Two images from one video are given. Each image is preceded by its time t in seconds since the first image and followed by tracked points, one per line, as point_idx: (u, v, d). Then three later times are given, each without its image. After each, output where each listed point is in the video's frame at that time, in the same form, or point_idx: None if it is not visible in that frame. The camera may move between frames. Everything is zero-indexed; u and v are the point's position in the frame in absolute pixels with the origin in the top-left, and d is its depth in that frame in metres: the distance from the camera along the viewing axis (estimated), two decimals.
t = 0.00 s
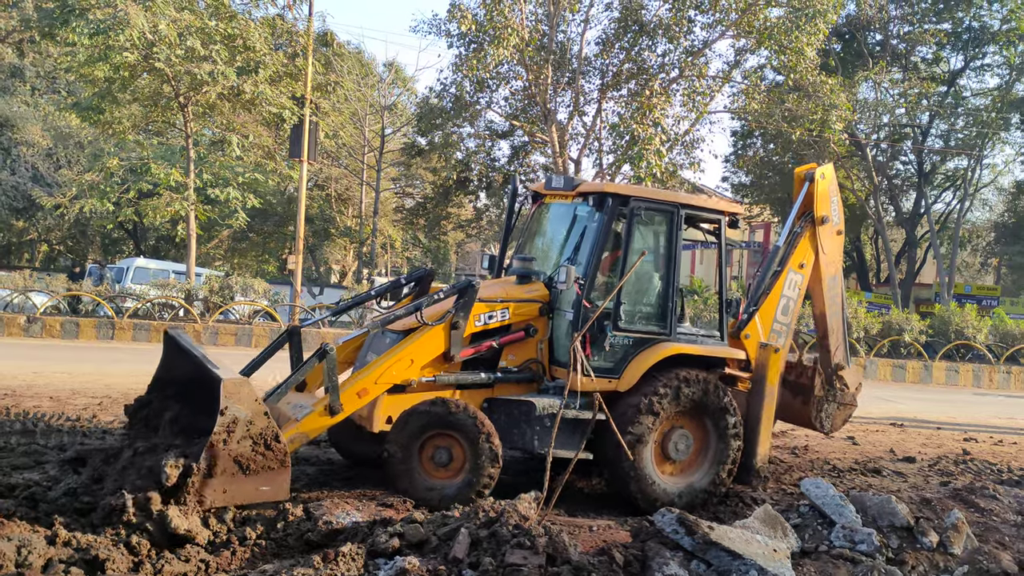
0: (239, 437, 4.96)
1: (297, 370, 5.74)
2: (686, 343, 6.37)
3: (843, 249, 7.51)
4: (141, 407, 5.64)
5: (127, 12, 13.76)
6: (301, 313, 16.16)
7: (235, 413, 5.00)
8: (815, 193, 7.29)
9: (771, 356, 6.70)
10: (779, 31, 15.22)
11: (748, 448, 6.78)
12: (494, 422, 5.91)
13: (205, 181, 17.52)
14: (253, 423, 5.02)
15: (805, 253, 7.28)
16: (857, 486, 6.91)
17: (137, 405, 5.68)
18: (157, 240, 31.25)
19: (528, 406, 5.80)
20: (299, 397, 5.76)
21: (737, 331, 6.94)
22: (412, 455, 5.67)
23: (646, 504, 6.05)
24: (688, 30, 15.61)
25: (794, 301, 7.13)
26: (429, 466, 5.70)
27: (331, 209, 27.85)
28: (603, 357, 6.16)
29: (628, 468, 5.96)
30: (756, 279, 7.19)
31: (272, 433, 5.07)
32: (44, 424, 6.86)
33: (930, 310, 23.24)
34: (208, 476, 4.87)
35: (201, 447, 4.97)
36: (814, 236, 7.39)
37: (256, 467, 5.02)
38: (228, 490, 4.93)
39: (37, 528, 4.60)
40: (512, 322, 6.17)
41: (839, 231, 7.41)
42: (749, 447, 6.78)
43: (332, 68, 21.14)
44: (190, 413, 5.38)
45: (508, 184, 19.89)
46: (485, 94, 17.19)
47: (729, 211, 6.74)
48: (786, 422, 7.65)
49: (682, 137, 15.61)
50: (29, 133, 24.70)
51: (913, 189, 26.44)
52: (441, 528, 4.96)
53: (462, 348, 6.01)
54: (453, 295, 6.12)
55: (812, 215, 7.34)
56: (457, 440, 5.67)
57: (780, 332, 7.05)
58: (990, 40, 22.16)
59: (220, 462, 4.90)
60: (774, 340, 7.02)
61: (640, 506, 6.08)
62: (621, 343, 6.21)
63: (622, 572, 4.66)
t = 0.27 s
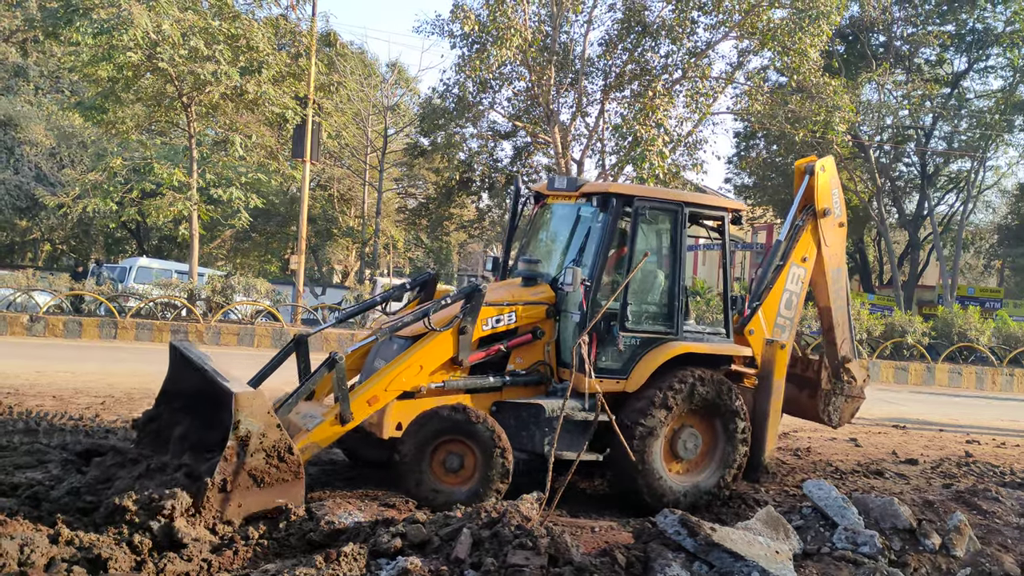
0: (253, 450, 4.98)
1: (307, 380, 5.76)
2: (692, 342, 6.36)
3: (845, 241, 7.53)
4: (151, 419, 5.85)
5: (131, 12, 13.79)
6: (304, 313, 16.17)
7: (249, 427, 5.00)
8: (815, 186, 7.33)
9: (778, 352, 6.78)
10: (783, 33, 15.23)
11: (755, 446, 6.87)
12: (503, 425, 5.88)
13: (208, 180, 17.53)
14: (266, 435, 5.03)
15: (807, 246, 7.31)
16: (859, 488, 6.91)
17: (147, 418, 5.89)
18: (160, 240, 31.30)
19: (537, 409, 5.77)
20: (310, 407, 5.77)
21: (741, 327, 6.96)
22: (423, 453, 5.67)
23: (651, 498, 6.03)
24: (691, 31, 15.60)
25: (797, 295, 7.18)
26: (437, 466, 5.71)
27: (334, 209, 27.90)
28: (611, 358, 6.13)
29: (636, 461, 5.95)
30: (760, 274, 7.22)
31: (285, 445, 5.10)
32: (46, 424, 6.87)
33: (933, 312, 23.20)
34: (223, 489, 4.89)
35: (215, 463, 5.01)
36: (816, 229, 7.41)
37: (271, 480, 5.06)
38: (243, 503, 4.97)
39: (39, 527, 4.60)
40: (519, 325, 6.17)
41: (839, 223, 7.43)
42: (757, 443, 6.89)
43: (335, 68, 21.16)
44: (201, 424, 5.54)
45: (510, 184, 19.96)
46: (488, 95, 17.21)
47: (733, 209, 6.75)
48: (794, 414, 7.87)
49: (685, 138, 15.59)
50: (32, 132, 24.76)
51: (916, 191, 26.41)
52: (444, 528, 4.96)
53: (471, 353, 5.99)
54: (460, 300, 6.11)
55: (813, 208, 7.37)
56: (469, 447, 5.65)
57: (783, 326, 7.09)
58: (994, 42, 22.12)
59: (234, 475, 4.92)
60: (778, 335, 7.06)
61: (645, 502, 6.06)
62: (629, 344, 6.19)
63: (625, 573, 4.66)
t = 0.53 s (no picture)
0: (264, 442, 5.00)
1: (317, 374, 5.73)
2: (700, 347, 6.39)
3: (854, 251, 7.60)
4: (160, 410, 5.94)
5: (134, 12, 13.80)
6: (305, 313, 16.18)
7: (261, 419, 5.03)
8: (828, 195, 7.37)
9: (786, 358, 6.75)
10: (785, 34, 15.25)
11: (762, 451, 6.83)
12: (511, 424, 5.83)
13: (210, 181, 17.55)
14: (278, 427, 5.06)
15: (817, 254, 7.34)
16: (861, 490, 6.90)
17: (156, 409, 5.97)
18: (162, 240, 31.34)
19: (546, 410, 5.72)
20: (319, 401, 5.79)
21: (751, 332, 6.93)
22: (435, 449, 5.63)
23: (657, 496, 5.99)
24: (693, 32, 15.60)
25: (806, 302, 7.21)
26: (446, 465, 5.67)
27: (336, 210, 27.94)
28: (621, 361, 6.15)
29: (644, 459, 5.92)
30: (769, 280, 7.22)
31: (297, 438, 5.12)
32: (48, 423, 6.87)
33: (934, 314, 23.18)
34: (233, 480, 4.93)
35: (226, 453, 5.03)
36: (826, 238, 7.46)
37: (281, 471, 5.10)
38: (253, 495, 5.00)
39: (41, 527, 4.60)
40: (530, 326, 6.18)
41: (850, 232, 7.49)
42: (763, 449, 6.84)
43: (337, 69, 21.18)
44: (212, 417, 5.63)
45: (512, 185, 19.96)
46: (490, 96, 17.21)
47: (746, 215, 6.68)
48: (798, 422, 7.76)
49: (686, 139, 15.59)
50: (35, 132, 24.79)
51: (918, 193, 26.39)
52: (444, 529, 4.96)
53: (481, 351, 6.02)
54: (471, 299, 6.11)
55: (824, 217, 7.42)
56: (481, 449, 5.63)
57: (791, 333, 7.12)
58: (997, 44, 22.10)
59: (244, 466, 4.96)
60: (786, 341, 7.08)
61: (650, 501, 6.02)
62: (638, 347, 6.22)
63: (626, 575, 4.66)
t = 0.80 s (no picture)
0: (278, 445, 5.00)
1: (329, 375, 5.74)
2: (709, 346, 6.36)
3: (858, 249, 7.56)
4: (168, 412, 6.09)
5: (133, 12, 13.80)
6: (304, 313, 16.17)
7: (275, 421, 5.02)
8: (832, 193, 7.35)
9: (792, 357, 6.85)
10: (785, 35, 15.24)
11: (769, 449, 6.90)
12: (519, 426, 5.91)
13: (209, 180, 17.53)
14: (291, 430, 5.05)
15: (821, 253, 7.33)
16: (859, 491, 6.90)
17: (163, 410, 6.11)
18: (161, 239, 31.32)
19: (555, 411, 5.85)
20: (330, 401, 5.78)
21: (756, 330, 6.95)
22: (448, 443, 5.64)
23: (663, 491, 6.00)
24: (693, 33, 15.61)
25: (811, 301, 7.19)
26: (456, 461, 5.68)
27: (335, 210, 27.94)
28: (630, 361, 6.12)
29: (652, 452, 5.94)
30: (774, 279, 7.21)
31: (310, 440, 5.13)
32: (47, 422, 6.87)
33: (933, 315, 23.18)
34: (248, 483, 4.93)
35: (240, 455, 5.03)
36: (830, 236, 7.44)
37: (295, 474, 5.10)
38: (267, 497, 5.01)
39: (40, 526, 4.60)
40: (538, 326, 6.18)
41: (854, 231, 7.46)
42: (770, 449, 6.90)
43: (337, 69, 21.18)
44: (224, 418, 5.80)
45: (511, 185, 20.06)
46: (490, 96, 17.20)
47: (751, 215, 6.72)
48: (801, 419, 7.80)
49: (686, 140, 15.59)
50: (34, 132, 24.80)
51: (917, 194, 26.41)
52: (443, 529, 4.96)
53: (491, 352, 6.00)
54: (481, 299, 6.10)
55: (828, 215, 7.39)
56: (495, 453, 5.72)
57: (796, 332, 7.10)
58: (996, 45, 22.10)
59: (259, 469, 4.96)
60: (791, 340, 7.06)
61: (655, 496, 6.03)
62: (647, 346, 6.19)
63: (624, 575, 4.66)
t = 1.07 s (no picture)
0: (292, 447, 5.01)
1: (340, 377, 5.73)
2: (715, 346, 6.40)
3: (859, 249, 7.63)
4: (177, 414, 6.33)
5: (131, 11, 13.78)
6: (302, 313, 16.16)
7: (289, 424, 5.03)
8: (834, 192, 7.44)
9: (797, 357, 6.92)
10: (782, 35, 15.24)
11: (774, 449, 7.05)
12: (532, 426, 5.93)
13: (207, 180, 17.51)
14: (305, 432, 5.06)
15: (823, 252, 7.41)
16: (856, 490, 6.92)
17: (173, 413, 6.36)
18: (159, 239, 31.30)
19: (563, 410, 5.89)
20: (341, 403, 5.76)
21: (759, 330, 6.97)
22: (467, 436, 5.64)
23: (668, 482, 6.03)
24: (691, 33, 15.61)
25: (813, 301, 7.25)
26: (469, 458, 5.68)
27: (332, 210, 27.96)
28: (637, 361, 6.16)
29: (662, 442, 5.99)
30: (776, 277, 7.27)
31: (323, 443, 5.13)
32: (44, 423, 6.86)
33: (930, 315, 23.21)
34: (263, 485, 4.94)
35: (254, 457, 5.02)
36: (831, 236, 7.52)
37: (309, 477, 5.11)
38: (282, 499, 5.02)
39: (36, 527, 4.60)
40: (547, 327, 6.18)
41: (856, 230, 7.53)
42: (773, 449, 7.08)
43: (334, 69, 21.20)
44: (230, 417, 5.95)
45: (509, 184, 20.16)
46: (487, 96, 17.18)
47: (755, 216, 6.82)
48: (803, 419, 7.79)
49: (684, 140, 15.59)
50: (31, 131, 24.79)
51: (914, 194, 26.43)
52: (440, 530, 4.96)
53: (500, 353, 5.99)
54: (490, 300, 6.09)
55: (830, 215, 7.48)
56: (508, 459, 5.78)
57: (798, 331, 7.16)
58: (993, 45, 22.12)
59: (274, 471, 4.98)
60: (793, 339, 7.14)
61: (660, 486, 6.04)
62: (654, 347, 6.22)
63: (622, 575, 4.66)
